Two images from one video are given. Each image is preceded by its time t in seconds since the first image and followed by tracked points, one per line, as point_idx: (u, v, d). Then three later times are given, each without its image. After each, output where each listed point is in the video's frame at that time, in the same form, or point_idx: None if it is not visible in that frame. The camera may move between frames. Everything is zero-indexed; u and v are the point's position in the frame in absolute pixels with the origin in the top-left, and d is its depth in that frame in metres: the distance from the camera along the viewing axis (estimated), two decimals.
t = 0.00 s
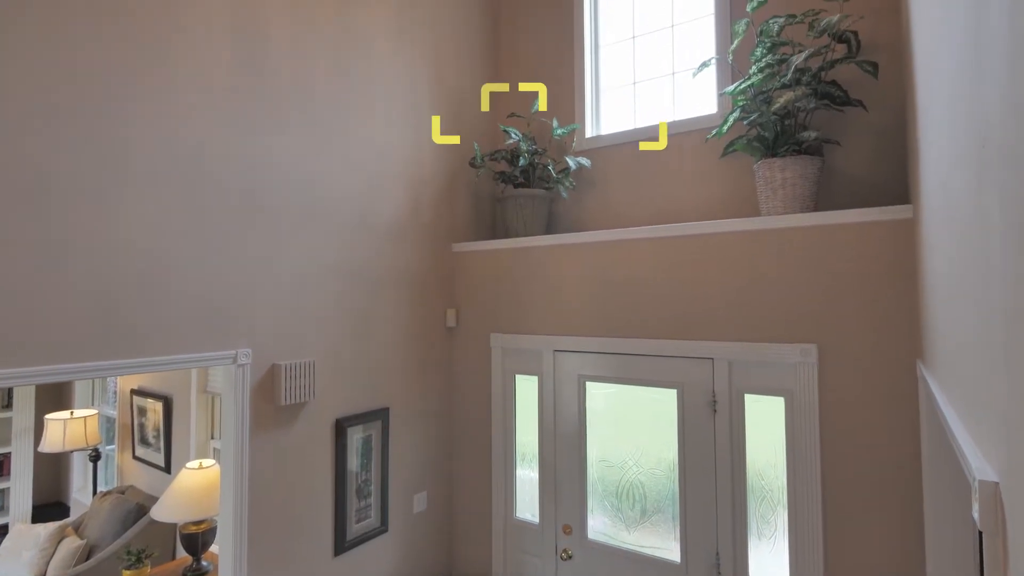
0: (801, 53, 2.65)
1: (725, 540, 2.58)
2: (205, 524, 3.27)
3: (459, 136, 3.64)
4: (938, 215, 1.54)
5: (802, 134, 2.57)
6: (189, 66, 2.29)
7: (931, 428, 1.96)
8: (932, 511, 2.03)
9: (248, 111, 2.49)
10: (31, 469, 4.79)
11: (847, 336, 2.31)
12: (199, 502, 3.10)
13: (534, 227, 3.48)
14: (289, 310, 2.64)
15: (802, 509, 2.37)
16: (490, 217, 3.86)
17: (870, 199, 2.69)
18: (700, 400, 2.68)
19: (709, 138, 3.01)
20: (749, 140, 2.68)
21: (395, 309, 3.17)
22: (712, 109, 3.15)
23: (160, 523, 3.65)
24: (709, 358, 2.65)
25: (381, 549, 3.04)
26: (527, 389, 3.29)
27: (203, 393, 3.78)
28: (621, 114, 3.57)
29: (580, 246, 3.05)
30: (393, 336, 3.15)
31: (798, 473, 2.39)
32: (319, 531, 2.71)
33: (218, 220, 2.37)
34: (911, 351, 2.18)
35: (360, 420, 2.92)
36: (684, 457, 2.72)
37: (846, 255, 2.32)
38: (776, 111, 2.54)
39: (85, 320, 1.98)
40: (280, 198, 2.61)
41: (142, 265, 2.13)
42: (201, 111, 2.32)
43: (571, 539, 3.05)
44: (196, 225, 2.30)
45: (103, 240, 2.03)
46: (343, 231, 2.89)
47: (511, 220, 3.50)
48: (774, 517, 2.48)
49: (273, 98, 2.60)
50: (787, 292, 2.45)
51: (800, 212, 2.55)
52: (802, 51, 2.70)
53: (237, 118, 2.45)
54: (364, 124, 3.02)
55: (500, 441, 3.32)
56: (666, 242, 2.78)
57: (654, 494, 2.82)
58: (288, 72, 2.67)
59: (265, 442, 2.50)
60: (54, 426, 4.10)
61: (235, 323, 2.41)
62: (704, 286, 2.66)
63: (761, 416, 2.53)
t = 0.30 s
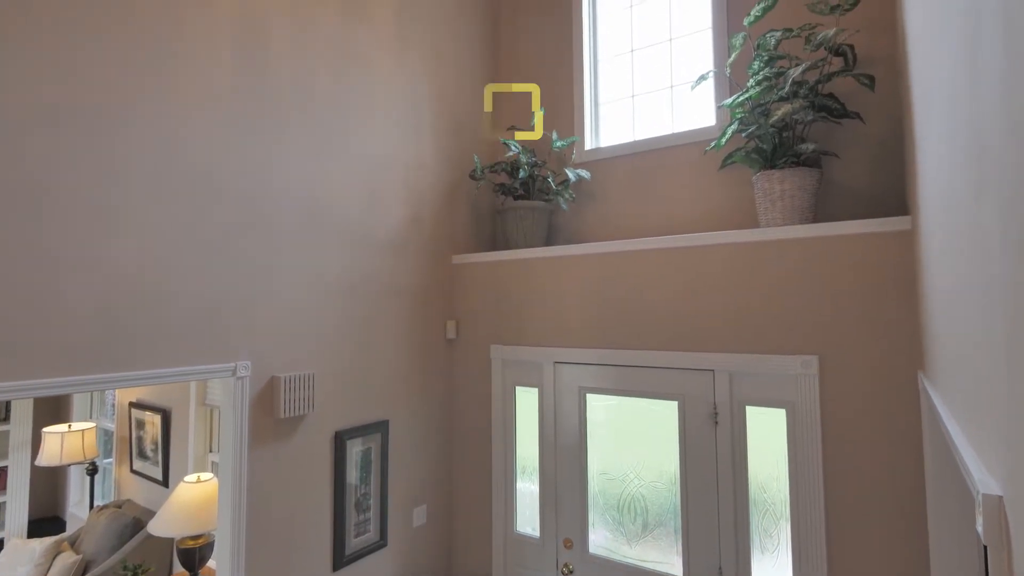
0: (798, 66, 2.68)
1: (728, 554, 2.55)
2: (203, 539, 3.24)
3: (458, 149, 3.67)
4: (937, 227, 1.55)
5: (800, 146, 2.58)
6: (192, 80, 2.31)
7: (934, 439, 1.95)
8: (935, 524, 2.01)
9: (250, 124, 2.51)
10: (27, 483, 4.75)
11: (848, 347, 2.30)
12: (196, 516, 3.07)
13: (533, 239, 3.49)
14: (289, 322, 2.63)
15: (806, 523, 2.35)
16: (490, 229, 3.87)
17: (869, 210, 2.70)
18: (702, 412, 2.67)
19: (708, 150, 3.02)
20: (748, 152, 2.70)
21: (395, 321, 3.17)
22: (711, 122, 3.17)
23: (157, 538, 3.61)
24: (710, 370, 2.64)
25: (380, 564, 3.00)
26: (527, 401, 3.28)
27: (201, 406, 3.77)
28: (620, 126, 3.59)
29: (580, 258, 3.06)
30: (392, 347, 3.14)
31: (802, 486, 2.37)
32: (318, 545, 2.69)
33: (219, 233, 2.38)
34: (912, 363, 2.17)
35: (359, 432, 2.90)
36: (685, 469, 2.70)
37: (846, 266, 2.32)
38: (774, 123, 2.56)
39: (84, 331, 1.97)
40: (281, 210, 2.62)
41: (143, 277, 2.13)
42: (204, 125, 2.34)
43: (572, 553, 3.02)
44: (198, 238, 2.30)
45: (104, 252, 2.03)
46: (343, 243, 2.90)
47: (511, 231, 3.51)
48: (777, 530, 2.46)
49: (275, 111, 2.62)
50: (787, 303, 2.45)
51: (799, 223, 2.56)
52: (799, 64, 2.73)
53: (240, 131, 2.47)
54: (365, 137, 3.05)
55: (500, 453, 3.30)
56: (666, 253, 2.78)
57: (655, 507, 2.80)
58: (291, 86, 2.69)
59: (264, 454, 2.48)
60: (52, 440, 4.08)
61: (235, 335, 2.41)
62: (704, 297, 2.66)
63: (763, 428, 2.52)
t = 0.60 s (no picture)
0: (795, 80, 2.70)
1: (731, 569, 2.52)
2: (200, 554, 3.22)
3: (458, 161, 3.69)
4: (936, 239, 1.55)
5: (799, 158, 2.60)
6: (195, 94, 2.33)
7: (937, 452, 1.94)
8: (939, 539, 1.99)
9: (251, 137, 2.53)
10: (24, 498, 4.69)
11: (849, 358, 2.30)
12: (193, 531, 3.04)
13: (533, 251, 3.49)
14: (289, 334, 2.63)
15: (810, 537, 2.33)
16: (490, 241, 3.88)
17: (868, 222, 2.71)
18: (703, 425, 2.65)
19: (707, 163, 3.04)
20: (747, 164, 2.71)
21: (395, 333, 3.16)
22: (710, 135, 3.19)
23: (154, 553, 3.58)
24: (712, 382, 2.63)
25: None
26: (528, 414, 3.26)
27: (200, 419, 3.76)
28: (619, 139, 3.61)
29: (579, 270, 3.06)
30: (392, 360, 3.13)
31: (805, 500, 2.34)
32: (316, 560, 2.66)
33: (220, 247, 2.39)
34: (913, 374, 2.17)
35: (359, 446, 2.88)
36: (687, 483, 2.68)
37: (846, 278, 2.33)
38: (772, 136, 2.58)
39: (83, 345, 1.97)
40: (282, 223, 2.63)
41: (143, 290, 2.13)
42: (206, 138, 2.36)
43: (574, 568, 2.98)
44: (198, 251, 2.31)
45: (104, 265, 2.03)
46: (343, 256, 2.90)
47: (511, 243, 3.52)
48: (780, 545, 2.43)
49: (277, 126, 2.65)
50: (788, 314, 2.45)
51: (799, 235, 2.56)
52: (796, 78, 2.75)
53: (241, 145, 2.49)
54: (366, 151, 3.07)
55: (500, 466, 3.28)
56: (666, 265, 2.78)
57: (657, 521, 2.77)
58: (292, 99, 2.72)
59: (262, 468, 2.46)
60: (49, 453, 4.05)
61: (235, 348, 2.41)
62: (705, 308, 2.66)
63: (765, 441, 2.50)
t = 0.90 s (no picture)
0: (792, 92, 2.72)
1: None
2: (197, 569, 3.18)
3: (459, 173, 3.71)
4: (936, 250, 1.55)
5: (797, 170, 2.61)
6: (197, 108, 2.35)
7: (941, 464, 1.93)
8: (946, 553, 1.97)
9: (253, 150, 2.55)
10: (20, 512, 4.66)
11: (851, 370, 2.29)
12: (191, 546, 3.01)
13: (534, 262, 3.50)
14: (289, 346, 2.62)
15: (814, 551, 2.30)
16: (490, 253, 3.88)
17: (867, 233, 2.72)
18: (705, 437, 2.63)
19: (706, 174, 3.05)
20: (746, 176, 2.72)
21: (395, 345, 3.16)
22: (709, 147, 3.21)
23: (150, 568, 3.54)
24: (713, 394, 2.62)
25: None
26: (528, 426, 3.25)
27: (199, 432, 3.74)
28: (619, 151, 3.64)
29: (580, 281, 3.06)
30: (392, 371, 3.12)
31: (809, 513, 2.32)
32: None
33: (221, 263, 2.39)
34: (915, 386, 2.16)
35: (358, 459, 2.86)
36: (690, 496, 2.65)
37: (846, 289, 2.32)
38: (771, 148, 2.59)
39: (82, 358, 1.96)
40: (282, 235, 2.64)
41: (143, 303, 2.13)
42: (207, 151, 2.37)
43: None
44: (199, 263, 2.31)
45: (104, 278, 2.03)
46: (344, 268, 2.91)
47: (512, 255, 3.52)
48: (784, 559, 2.41)
49: (278, 139, 2.66)
50: (788, 326, 2.44)
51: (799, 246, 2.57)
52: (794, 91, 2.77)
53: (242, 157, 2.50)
54: (366, 163, 3.08)
55: (501, 479, 3.26)
56: (666, 277, 2.78)
57: (659, 535, 2.74)
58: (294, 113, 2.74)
59: (261, 482, 2.44)
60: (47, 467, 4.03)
61: (234, 361, 2.40)
62: (705, 320, 2.66)
63: (768, 453, 2.48)
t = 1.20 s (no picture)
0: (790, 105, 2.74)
1: None
2: None
3: (459, 185, 3.72)
4: (935, 261, 1.55)
5: (797, 181, 2.62)
6: (200, 121, 2.37)
7: (944, 476, 1.91)
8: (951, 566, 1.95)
9: (254, 162, 2.56)
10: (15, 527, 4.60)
11: (852, 382, 2.28)
12: (188, 561, 2.98)
13: (534, 274, 3.50)
14: (289, 358, 2.62)
15: (818, 565, 2.27)
16: (490, 264, 3.89)
17: (866, 245, 2.72)
18: (707, 450, 2.62)
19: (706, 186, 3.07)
20: (745, 187, 2.73)
21: (395, 356, 3.15)
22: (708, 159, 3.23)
23: None
24: (714, 406, 2.61)
25: None
26: (529, 438, 3.23)
27: (197, 445, 3.71)
28: (618, 163, 3.65)
29: (580, 292, 3.06)
30: (392, 383, 3.11)
31: (812, 526, 2.30)
32: None
33: (222, 274, 2.39)
34: (916, 396, 2.15)
35: (358, 472, 2.84)
36: (692, 509, 2.63)
37: (847, 300, 2.32)
38: (770, 159, 2.61)
39: (83, 369, 1.96)
40: (283, 246, 2.64)
41: (144, 314, 2.13)
42: (210, 163, 2.39)
43: None
44: (199, 274, 2.31)
45: (106, 290, 2.04)
46: (344, 279, 2.91)
47: (512, 266, 3.53)
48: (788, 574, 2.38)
49: (280, 151, 2.68)
50: (789, 337, 2.44)
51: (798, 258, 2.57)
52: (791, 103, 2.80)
53: (244, 169, 2.52)
54: (367, 175, 3.10)
55: (502, 491, 3.23)
56: (666, 288, 2.78)
57: (661, 549, 2.71)
58: (296, 125, 2.76)
59: (259, 495, 2.42)
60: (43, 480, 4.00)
61: (234, 372, 2.39)
62: (706, 331, 2.65)
63: (770, 466, 2.46)
